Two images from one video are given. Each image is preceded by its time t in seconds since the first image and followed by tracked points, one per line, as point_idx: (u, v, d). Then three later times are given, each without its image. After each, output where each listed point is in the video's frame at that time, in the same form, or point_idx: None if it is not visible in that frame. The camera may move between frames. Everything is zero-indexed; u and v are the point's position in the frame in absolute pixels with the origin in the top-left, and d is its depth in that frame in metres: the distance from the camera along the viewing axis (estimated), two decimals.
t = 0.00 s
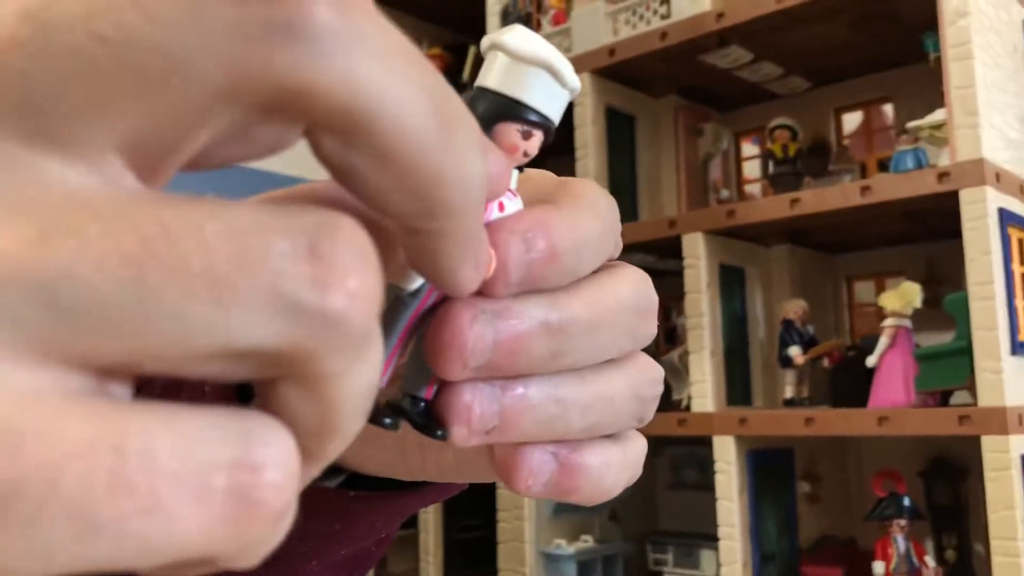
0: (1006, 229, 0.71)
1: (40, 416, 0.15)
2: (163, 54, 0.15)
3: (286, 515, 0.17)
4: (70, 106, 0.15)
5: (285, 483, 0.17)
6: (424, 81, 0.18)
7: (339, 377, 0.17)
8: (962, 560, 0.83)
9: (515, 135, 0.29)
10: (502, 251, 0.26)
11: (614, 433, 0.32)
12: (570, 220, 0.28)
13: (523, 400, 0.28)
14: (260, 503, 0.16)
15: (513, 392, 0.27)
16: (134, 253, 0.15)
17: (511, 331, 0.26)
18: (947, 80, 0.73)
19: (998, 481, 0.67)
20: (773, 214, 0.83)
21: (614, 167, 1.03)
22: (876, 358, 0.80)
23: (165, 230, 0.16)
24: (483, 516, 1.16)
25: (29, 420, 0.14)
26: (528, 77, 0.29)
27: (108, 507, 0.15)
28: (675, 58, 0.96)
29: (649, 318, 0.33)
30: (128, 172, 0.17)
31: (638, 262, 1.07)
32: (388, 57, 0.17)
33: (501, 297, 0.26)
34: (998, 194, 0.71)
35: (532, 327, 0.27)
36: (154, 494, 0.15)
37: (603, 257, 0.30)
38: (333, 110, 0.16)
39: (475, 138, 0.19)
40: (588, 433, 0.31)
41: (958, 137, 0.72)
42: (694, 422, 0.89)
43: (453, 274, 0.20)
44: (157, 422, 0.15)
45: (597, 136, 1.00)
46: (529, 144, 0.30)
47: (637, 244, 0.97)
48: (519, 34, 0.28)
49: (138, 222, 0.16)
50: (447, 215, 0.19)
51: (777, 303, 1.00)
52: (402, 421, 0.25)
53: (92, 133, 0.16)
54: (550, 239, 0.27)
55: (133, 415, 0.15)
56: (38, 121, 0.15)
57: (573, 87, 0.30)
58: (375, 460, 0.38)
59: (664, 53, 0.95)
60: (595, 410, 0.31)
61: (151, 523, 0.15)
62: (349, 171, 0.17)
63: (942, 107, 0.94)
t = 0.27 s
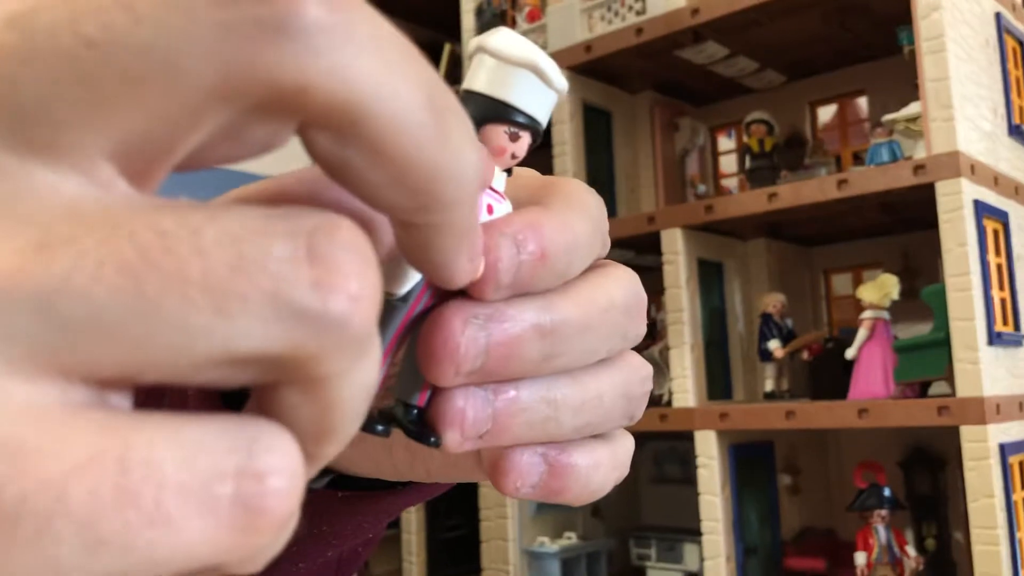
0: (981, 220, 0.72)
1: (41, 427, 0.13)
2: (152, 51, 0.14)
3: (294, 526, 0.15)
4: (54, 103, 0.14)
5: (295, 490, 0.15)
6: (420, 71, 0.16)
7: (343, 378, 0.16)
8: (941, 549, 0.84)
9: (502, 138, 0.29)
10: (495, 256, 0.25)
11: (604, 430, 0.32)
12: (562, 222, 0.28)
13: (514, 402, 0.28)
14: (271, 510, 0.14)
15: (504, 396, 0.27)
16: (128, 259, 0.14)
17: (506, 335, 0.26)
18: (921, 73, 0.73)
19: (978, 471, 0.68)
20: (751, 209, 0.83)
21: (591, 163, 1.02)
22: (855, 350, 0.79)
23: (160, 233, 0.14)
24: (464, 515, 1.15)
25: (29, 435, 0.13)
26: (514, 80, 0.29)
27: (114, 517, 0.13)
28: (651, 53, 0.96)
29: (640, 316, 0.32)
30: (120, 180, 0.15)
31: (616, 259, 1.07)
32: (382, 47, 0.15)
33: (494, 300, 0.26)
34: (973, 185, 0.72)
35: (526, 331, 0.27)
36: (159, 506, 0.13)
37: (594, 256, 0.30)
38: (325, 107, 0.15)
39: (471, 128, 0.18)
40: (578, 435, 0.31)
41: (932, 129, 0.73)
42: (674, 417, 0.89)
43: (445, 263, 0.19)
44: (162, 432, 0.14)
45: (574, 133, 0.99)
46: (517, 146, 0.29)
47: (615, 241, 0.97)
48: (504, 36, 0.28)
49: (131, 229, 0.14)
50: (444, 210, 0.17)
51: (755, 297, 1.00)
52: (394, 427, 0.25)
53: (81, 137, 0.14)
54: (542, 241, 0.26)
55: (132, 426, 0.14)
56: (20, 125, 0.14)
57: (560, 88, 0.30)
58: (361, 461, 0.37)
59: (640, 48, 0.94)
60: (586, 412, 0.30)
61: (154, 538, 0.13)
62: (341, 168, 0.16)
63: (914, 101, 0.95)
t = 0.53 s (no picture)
0: (968, 209, 0.72)
1: (55, 431, 0.13)
2: (173, 55, 0.14)
3: (301, 525, 0.15)
4: (74, 102, 0.14)
5: (304, 489, 0.15)
6: (432, 76, 0.17)
7: (353, 379, 0.16)
8: (930, 537, 0.84)
9: (500, 131, 0.29)
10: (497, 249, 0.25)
11: (605, 418, 0.32)
12: (563, 212, 0.28)
13: (519, 392, 0.28)
14: (280, 510, 0.15)
15: (509, 386, 0.27)
16: (146, 261, 0.14)
17: (511, 326, 0.26)
18: (907, 63, 0.74)
19: (966, 458, 0.68)
20: (739, 200, 0.83)
21: (579, 156, 1.02)
22: (844, 340, 0.80)
23: (176, 235, 0.15)
24: (456, 509, 1.16)
25: (44, 434, 0.13)
26: (511, 73, 0.28)
27: (125, 516, 0.13)
28: (638, 46, 0.96)
29: (639, 305, 0.32)
30: (137, 180, 0.15)
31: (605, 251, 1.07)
32: (398, 53, 0.16)
33: (498, 291, 0.26)
34: (960, 174, 0.72)
35: (531, 321, 0.27)
36: (171, 505, 0.14)
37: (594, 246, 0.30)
38: (343, 111, 0.15)
39: (479, 130, 0.18)
40: (581, 422, 0.31)
41: (919, 119, 0.73)
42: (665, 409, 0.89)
43: (453, 261, 0.20)
44: (176, 430, 0.14)
45: (562, 126, 0.99)
46: (515, 140, 0.29)
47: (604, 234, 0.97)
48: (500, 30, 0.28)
49: (149, 230, 0.14)
50: (453, 209, 0.18)
51: (744, 288, 1.01)
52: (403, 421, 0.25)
53: (100, 131, 0.14)
54: (543, 232, 0.26)
55: (152, 430, 0.14)
56: (43, 124, 0.14)
57: (556, 82, 0.30)
58: (360, 453, 0.38)
59: (627, 41, 0.94)
60: (588, 400, 0.31)
61: (166, 537, 0.14)
62: (355, 168, 0.16)
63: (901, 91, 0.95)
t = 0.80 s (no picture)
0: (959, 203, 0.72)
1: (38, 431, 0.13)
2: (163, 48, 0.14)
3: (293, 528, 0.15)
4: (55, 96, 0.14)
5: (297, 491, 0.14)
6: (425, 70, 0.16)
7: (346, 379, 0.15)
8: (924, 530, 0.85)
9: (495, 125, 0.29)
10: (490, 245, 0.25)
11: (596, 413, 0.32)
12: (555, 207, 0.28)
13: (511, 386, 0.28)
14: (270, 513, 0.14)
15: (501, 380, 0.27)
16: (132, 255, 0.14)
17: (503, 320, 0.26)
18: (898, 59, 0.74)
19: (958, 452, 0.69)
20: (731, 196, 0.83)
21: (571, 153, 1.02)
22: (836, 336, 0.81)
23: (164, 227, 0.14)
24: (452, 507, 1.16)
25: (30, 432, 0.13)
26: (507, 69, 0.29)
27: (108, 515, 0.13)
28: (629, 43, 0.96)
29: (630, 300, 0.32)
30: (125, 175, 0.15)
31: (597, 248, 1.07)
32: (390, 46, 0.15)
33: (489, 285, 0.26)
34: (950, 169, 0.73)
35: (523, 315, 0.27)
36: (156, 506, 0.13)
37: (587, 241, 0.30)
38: (334, 103, 0.15)
39: (478, 127, 0.18)
40: (572, 417, 0.31)
41: (909, 115, 0.73)
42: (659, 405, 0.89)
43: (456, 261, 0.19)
44: (163, 426, 0.14)
45: (554, 123, 0.99)
46: (510, 135, 0.29)
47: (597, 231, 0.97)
48: (497, 26, 0.28)
49: (136, 224, 0.14)
50: (450, 207, 0.18)
51: (737, 284, 1.01)
52: (393, 413, 0.25)
53: (87, 128, 0.14)
54: (537, 227, 0.26)
55: (139, 424, 0.14)
56: (26, 118, 0.14)
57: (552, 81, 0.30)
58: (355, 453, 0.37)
59: (618, 38, 0.94)
60: (579, 395, 0.30)
61: (151, 538, 0.13)
62: (348, 163, 0.16)
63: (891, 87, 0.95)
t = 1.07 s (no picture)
0: (958, 199, 0.72)
1: (37, 470, 0.12)
2: (172, 88, 0.14)
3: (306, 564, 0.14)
4: (59, 134, 0.14)
5: (307, 524, 0.13)
6: (431, 101, 0.16)
7: (356, 407, 0.15)
8: (923, 525, 0.85)
9: (492, 121, 0.29)
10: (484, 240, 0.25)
11: (595, 408, 0.32)
12: (552, 201, 0.28)
13: (511, 382, 0.28)
14: (278, 548, 0.13)
15: (501, 376, 0.27)
16: (130, 291, 0.13)
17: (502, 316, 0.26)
18: (896, 54, 0.74)
19: (958, 447, 0.69)
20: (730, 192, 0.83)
21: (570, 150, 1.02)
22: (836, 331, 0.80)
23: (162, 261, 0.13)
24: (451, 504, 1.16)
25: (27, 477, 0.12)
26: (503, 63, 0.28)
27: (113, 561, 0.12)
28: (627, 40, 0.95)
29: (629, 294, 0.32)
30: (123, 207, 0.15)
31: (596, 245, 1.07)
32: (397, 79, 0.15)
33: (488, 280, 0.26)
34: (949, 165, 0.73)
35: (521, 311, 0.27)
36: (160, 545, 0.12)
37: (585, 237, 0.29)
38: (345, 140, 0.15)
39: (486, 155, 0.17)
40: (571, 412, 0.31)
41: (909, 110, 0.73)
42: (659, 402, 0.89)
43: (476, 298, 0.19)
44: (166, 460, 0.13)
45: (552, 120, 0.98)
46: (507, 130, 0.29)
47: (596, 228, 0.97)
48: (494, 19, 0.28)
49: (134, 256, 0.13)
50: (465, 237, 0.17)
51: (735, 281, 1.01)
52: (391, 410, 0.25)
53: (88, 165, 0.14)
54: (534, 221, 0.26)
55: (144, 457, 0.13)
56: (28, 156, 0.14)
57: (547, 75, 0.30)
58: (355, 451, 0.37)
59: (616, 35, 0.94)
60: (578, 390, 0.30)
61: None
62: (360, 201, 0.16)
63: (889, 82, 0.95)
